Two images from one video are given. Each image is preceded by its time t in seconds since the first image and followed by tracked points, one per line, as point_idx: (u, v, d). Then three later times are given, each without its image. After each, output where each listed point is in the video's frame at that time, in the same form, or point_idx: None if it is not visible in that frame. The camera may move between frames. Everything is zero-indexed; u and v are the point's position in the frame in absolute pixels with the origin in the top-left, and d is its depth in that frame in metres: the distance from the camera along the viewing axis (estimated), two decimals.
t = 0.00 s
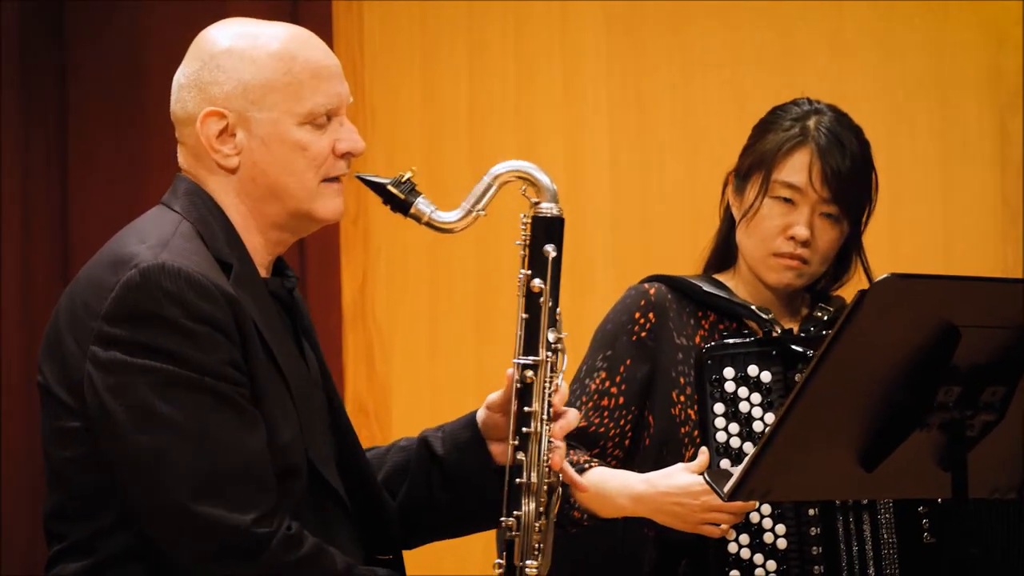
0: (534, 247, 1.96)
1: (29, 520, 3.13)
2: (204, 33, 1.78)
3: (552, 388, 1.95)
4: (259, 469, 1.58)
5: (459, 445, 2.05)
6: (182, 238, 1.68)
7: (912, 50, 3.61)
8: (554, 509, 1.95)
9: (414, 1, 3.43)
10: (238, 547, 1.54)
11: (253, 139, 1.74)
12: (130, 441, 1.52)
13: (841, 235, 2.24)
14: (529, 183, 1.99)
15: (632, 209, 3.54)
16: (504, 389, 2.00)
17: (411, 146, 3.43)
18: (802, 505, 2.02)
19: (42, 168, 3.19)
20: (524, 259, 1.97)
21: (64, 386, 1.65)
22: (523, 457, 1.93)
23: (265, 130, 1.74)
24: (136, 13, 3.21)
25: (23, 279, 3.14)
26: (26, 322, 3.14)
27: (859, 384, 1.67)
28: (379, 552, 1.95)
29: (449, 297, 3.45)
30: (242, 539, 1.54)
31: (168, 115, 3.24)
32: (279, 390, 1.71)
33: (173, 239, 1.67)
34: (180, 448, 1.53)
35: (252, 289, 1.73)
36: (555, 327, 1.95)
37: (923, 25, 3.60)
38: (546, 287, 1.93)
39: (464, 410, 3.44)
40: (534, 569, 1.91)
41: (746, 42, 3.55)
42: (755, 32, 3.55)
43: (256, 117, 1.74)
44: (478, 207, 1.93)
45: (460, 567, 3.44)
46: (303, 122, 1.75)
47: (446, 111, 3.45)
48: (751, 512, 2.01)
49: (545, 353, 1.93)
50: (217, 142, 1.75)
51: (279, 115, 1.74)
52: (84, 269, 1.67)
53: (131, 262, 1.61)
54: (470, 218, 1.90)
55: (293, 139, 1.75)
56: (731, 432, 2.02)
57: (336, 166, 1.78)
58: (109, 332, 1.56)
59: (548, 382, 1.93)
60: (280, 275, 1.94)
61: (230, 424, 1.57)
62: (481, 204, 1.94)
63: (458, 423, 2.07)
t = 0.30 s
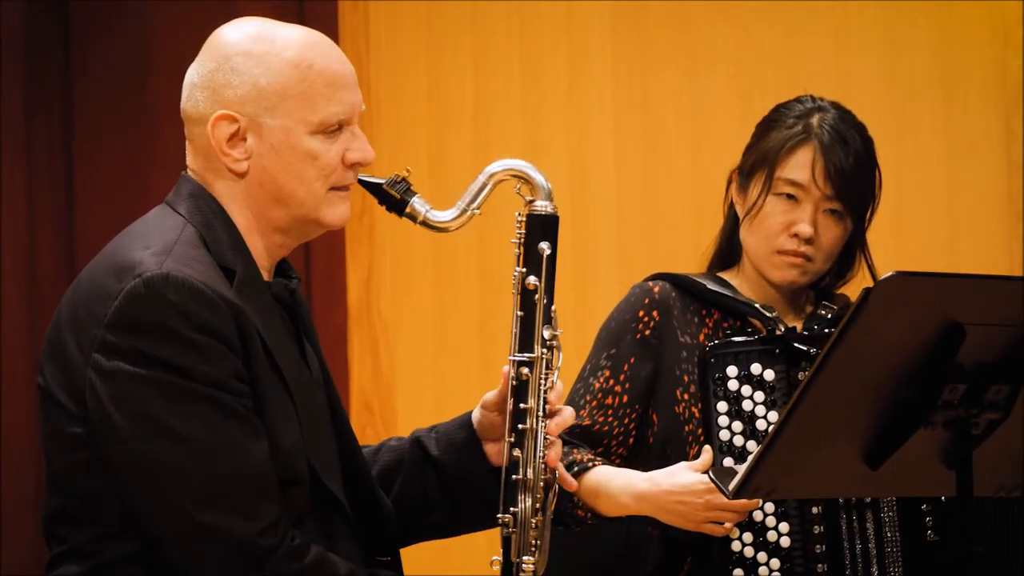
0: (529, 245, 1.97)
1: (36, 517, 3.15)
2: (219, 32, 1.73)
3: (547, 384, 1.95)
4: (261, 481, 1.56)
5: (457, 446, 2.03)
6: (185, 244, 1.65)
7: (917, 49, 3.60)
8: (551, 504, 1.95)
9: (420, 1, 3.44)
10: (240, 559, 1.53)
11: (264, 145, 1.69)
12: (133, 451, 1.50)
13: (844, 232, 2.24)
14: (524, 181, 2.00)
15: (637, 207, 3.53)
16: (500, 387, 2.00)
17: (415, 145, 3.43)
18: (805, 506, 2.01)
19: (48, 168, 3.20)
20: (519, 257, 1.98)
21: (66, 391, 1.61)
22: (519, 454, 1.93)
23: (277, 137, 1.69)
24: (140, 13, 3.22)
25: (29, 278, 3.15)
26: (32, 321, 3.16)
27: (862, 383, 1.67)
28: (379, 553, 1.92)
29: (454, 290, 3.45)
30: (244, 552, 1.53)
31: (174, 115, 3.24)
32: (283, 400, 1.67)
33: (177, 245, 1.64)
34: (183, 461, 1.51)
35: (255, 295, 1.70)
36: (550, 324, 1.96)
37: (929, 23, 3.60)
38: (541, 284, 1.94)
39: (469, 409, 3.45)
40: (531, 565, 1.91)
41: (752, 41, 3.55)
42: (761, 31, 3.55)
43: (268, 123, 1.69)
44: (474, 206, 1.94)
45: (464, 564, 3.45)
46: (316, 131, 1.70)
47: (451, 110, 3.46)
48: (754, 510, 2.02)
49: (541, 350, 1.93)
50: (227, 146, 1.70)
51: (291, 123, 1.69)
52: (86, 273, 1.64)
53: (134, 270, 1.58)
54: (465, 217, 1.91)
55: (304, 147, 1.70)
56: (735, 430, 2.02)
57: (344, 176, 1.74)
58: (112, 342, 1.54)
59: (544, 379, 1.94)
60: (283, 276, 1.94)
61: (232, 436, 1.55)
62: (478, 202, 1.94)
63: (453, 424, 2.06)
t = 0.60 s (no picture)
0: (521, 241, 1.96)
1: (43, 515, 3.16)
2: (235, 32, 1.72)
3: (541, 381, 1.94)
4: (261, 485, 1.56)
5: (455, 447, 2.03)
6: (186, 246, 1.64)
7: (924, 49, 3.59)
8: (547, 500, 1.94)
9: (426, 1, 3.44)
10: (239, 563, 1.53)
11: (273, 148, 1.69)
12: (133, 455, 1.50)
13: (851, 229, 2.24)
14: (516, 179, 2.01)
15: (644, 206, 3.53)
16: (495, 386, 2.00)
17: (422, 143, 3.44)
18: (812, 503, 2.01)
19: (56, 167, 3.21)
20: (512, 254, 1.97)
21: (65, 391, 1.61)
22: (513, 451, 1.93)
23: (286, 142, 1.69)
24: (146, 12, 3.22)
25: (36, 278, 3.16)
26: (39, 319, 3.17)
27: (867, 382, 1.67)
28: (381, 553, 1.91)
29: (459, 290, 3.45)
30: (243, 556, 1.53)
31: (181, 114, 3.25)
32: (283, 403, 1.67)
33: (177, 247, 1.63)
34: (182, 466, 1.51)
35: (257, 297, 1.69)
36: (544, 320, 1.96)
37: (937, 22, 3.59)
38: (534, 280, 1.93)
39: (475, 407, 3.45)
40: (525, 562, 1.92)
41: (758, 41, 3.55)
42: (766, 30, 3.54)
43: (278, 127, 1.68)
44: (467, 204, 1.94)
45: (470, 561, 3.46)
46: (325, 139, 1.70)
47: (459, 109, 3.46)
48: (760, 508, 2.01)
49: (533, 346, 1.94)
50: (236, 147, 1.69)
51: (302, 129, 1.69)
52: (87, 274, 1.63)
53: (134, 273, 1.57)
54: (458, 215, 1.91)
55: (312, 155, 1.69)
56: (741, 428, 2.02)
57: (350, 185, 1.74)
58: (112, 345, 1.53)
59: (537, 375, 1.93)
60: (287, 276, 1.94)
61: (232, 441, 1.54)
62: (470, 200, 1.95)
63: (452, 425, 2.06)
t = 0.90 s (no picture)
0: (510, 237, 1.96)
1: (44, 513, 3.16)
2: (249, 33, 1.72)
3: (531, 377, 1.95)
4: (254, 486, 1.55)
5: (449, 443, 2.03)
6: (180, 246, 1.64)
7: (925, 49, 3.59)
8: (539, 497, 1.94)
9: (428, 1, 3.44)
10: (233, 565, 1.53)
11: (276, 154, 1.68)
12: (127, 457, 1.50)
13: (852, 226, 2.24)
14: (504, 176, 2.01)
15: (645, 205, 3.53)
16: (486, 383, 2.00)
17: (423, 143, 3.44)
18: (813, 500, 2.01)
19: (56, 167, 3.21)
20: (501, 251, 1.97)
21: (59, 391, 1.61)
22: (505, 447, 1.93)
23: (289, 150, 1.67)
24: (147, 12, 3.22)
25: (36, 277, 3.17)
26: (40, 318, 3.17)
27: (868, 379, 1.67)
28: (379, 549, 1.92)
29: (460, 290, 3.45)
30: (237, 557, 1.53)
31: (183, 113, 3.24)
32: (278, 403, 1.67)
33: (171, 247, 1.63)
34: (175, 468, 1.50)
35: (252, 297, 1.69)
36: (534, 317, 1.95)
37: (938, 21, 3.59)
38: (523, 276, 1.93)
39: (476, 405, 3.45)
40: (517, 558, 1.90)
41: (759, 41, 3.55)
42: (768, 31, 3.55)
43: (284, 134, 1.67)
44: (455, 202, 1.95)
45: (471, 559, 3.46)
46: (328, 151, 1.69)
47: (459, 107, 3.46)
48: (760, 505, 2.01)
49: (523, 342, 1.94)
50: (239, 149, 1.68)
51: (307, 138, 1.68)
52: (81, 275, 1.63)
53: (127, 274, 1.57)
54: (448, 212, 1.92)
55: (314, 166, 1.68)
56: (742, 425, 2.02)
57: (348, 198, 1.73)
58: (105, 347, 1.53)
59: (527, 372, 1.94)
60: (283, 273, 1.94)
61: (226, 443, 1.54)
62: (458, 198, 1.96)
63: (444, 422, 2.06)
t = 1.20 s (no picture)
0: (499, 238, 1.96)
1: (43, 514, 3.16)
2: (260, 40, 1.72)
3: (522, 378, 1.95)
4: (248, 490, 1.56)
5: (442, 444, 2.03)
6: (174, 249, 1.64)
7: (925, 50, 3.59)
8: (530, 499, 1.95)
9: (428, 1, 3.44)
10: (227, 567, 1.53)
11: (278, 163, 1.67)
12: (120, 461, 1.50)
13: (851, 228, 2.24)
14: (493, 177, 2.01)
15: (645, 206, 3.53)
16: (477, 384, 2.00)
17: (423, 143, 3.44)
18: (811, 502, 2.01)
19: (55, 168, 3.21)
20: (491, 252, 1.97)
21: (53, 394, 1.61)
22: (496, 449, 1.95)
23: (292, 161, 1.67)
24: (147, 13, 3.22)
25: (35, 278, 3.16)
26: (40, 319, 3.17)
27: (866, 382, 1.67)
28: (379, 550, 1.92)
29: (461, 290, 3.45)
30: (231, 560, 1.53)
31: (182, 113, 3.24)
32: (274, 406, 1.67)
33: (166, 251, 1.63)
34: (169, 471, 1.50)
35: (248, 299, 1.69)
36: (524, 317, 1.95)
37: (939, 21, 3.59)
38: (513, 277, 1.94)
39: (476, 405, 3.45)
40: (509, 559, 1.92)
41: (759, 41, 3.54)
42: (768, 31, 3.54)
43: (287, 145, 1.67)
44: (445, 203, 1.96)
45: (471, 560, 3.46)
46: (329, 167, 1.69)
47: (459, 107, 3.46)
48: (759, 507, 2.01)
49: (514, 343, 1.94)
50: (242, 156, 1.68)
51: (310, 151, 1.67)
52: (75, 279, 1.63)
53: (121, 277, 1.57)
54: (437, 214, 1.93)
55: (314, 180, 1.68)
56: (740, 427, 2.02)
57: (344, 213, 1.73)
58: (98, 350, 1.53)
59: (518, 373, 1.94)
60: (279, 273, 1.93)
61: (219, 446, 1.54)
62: (447, 200, 1.96)
63: (436, 422, 2.06)
